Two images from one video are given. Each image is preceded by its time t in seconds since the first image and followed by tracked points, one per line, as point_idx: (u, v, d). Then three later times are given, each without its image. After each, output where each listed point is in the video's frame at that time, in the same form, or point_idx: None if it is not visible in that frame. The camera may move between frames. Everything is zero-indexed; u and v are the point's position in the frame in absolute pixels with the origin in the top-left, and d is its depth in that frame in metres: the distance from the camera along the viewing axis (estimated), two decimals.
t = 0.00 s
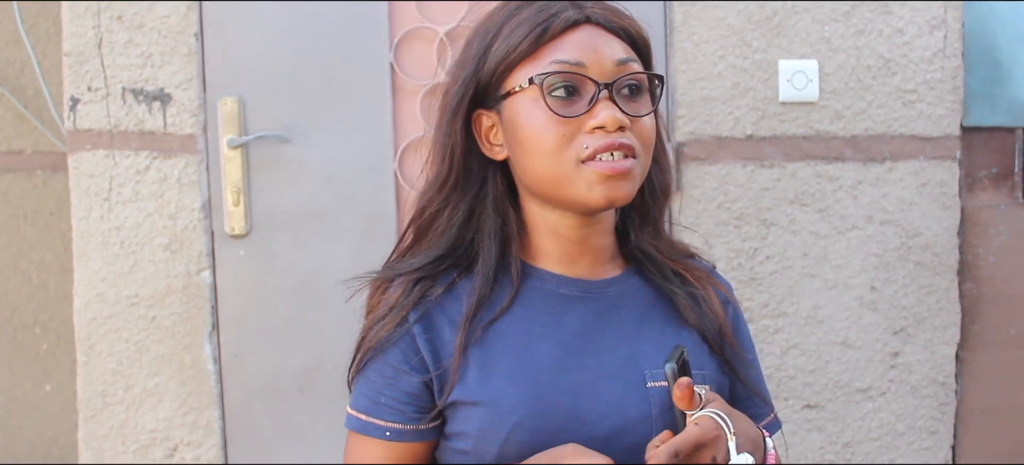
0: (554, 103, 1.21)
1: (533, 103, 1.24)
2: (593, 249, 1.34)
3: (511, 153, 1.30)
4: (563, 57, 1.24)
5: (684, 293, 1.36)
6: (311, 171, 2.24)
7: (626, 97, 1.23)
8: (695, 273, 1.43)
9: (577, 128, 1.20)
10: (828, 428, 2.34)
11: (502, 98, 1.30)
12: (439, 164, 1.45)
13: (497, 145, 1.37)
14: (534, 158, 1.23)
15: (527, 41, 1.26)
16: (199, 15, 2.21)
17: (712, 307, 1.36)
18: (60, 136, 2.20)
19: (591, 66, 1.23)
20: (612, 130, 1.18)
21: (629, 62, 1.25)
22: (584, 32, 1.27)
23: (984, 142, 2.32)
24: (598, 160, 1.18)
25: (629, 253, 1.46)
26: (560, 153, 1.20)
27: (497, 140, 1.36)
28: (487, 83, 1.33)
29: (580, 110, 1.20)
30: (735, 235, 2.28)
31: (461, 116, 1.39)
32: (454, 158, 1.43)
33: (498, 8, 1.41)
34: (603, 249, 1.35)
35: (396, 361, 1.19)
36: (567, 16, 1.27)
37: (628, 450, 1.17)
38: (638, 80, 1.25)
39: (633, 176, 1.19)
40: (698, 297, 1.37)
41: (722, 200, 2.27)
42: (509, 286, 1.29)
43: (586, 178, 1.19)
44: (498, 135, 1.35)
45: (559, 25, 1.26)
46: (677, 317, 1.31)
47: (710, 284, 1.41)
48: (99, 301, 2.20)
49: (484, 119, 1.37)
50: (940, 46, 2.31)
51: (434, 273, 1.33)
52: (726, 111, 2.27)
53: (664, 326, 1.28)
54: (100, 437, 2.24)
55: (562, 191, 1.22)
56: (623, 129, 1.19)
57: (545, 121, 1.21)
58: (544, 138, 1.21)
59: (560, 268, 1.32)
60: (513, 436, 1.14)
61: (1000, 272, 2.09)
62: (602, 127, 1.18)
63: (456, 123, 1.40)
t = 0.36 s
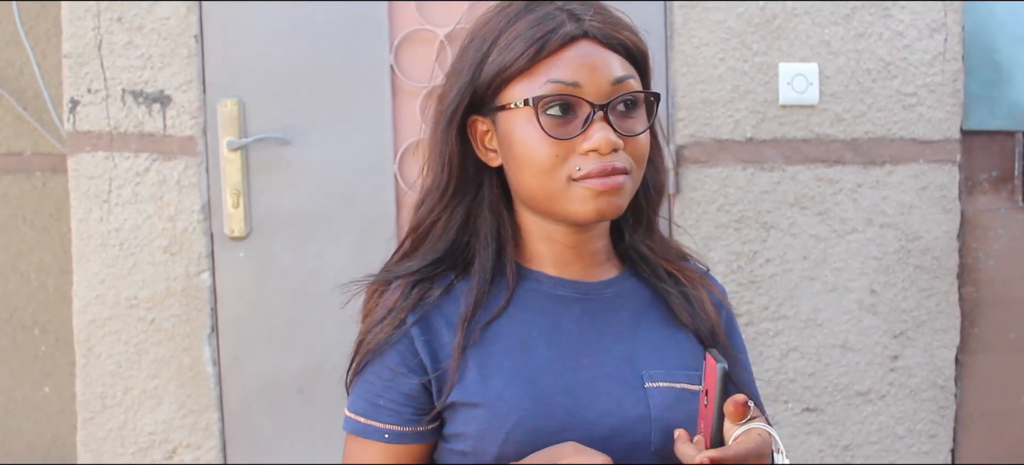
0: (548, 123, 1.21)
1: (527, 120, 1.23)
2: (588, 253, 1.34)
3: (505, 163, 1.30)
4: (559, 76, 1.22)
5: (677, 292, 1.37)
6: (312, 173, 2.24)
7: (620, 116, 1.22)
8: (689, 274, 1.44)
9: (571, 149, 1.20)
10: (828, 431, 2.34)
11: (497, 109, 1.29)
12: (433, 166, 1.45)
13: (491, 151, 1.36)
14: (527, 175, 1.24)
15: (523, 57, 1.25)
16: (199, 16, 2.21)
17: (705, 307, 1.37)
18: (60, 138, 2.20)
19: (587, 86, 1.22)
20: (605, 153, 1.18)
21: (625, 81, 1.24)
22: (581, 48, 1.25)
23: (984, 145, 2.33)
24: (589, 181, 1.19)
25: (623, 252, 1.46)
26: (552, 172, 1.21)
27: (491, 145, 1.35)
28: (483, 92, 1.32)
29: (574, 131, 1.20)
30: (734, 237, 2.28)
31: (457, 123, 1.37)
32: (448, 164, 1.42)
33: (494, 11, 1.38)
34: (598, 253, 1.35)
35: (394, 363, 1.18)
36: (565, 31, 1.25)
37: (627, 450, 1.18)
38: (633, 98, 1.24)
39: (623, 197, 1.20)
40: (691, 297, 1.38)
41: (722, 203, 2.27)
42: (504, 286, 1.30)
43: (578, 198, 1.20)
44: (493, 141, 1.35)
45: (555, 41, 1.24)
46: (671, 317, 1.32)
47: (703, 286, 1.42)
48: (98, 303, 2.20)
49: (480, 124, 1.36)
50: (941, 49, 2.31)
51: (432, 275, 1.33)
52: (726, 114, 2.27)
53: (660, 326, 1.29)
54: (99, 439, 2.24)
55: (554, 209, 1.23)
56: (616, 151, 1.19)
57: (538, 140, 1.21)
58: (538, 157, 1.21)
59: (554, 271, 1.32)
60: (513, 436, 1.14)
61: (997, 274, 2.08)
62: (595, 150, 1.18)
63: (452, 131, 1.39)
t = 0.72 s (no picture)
0: (531, 153, 1.19)
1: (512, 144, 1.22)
2: (582, 252, 1.32)
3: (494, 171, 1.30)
4: (546, 107, 1.19)
5: (670, 289, 1.37)
6: (312, 171, 2.24)
7: (607, 148, 1.20)
8: (682, 271, 1.44)
9: (553, 180, 1.19)
10: (828, 430, 2.34)
11: (487, 122, 1.27)
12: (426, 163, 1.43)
13: (485, 151, 1.33)
14: (511, 196, 1.24)
15: (512, 83, 1.21)
16: (198, 15, 2.20)
17: (698, 304, 1.38)
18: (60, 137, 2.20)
19: (573, 118, 1.18)
20: (585, 186, 1.18)
21: (615, 110, 1.20)
22: (573, 76, 1.20)
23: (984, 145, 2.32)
24: (568, 212, 1.19)
25: (618, 252, 1.46)
26: (533, 198, 1.21)
27: (485, 147, 1.32)
28: (474, 105, 1.29)
29: (557, 163, 1.18)
30: (734, 236, 2.28)
31: (450, 122, 1.35)
32: (441, 165, 1.40)
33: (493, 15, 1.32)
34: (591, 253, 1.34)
35: (394, 358, 1.18)
36: (556, 59, 1.20)
37: (625, 444, 1.18)
38: (622, 128, 1.21)
39: (602, 229, 1.21)
40: (684, 293, 1.38)
41: (722, 202, 2.27)
42: (499, 281, 1.30)
43: (557, 226, 1.21)
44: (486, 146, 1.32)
45: (544, 71, 1.19)
46: (665, 313, 1.33)
47: (696, 283, 1.43)
48: (98, 302, 2.20)
49: (474, 127, 1.33)
50: (941, 47, 2.31)
51: (430, 270, 1.33)
52: (726, 112, 2.27)
53: (655, 323, 1.30)
54: (98, 437, 2.24)
55: (536, 229, 1.24)
56: (597, 183, 1.18)
57: (522, 168, 1.21)
58: (520, 182, 1.21)
59: (547, 268, 1.31)
60: (512, 430, 1.15)
61: (997, 273, 2.08)
62: (575, 183, 1.17)
63: (445, 129, 1.37)
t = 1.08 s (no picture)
0: (529, 125, 1.22)
1: (510, 122, 1.24)
2: (574, 251, 1.34)
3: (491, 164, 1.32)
4: (540, 80, 1.22)
5: (666, 291, 1.37)
6: (312, 171, 2.24)
7: (602, 119, 1.22)
8: (679, 271, 1.44)
9: (551, 151, 1.21)
10: (828, 428, 2.34)
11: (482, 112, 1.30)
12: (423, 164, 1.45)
13: (480, 150, 1.36)
14: (510, 176, 1.25)
15: (505, 60, 1.25)
16: (199, 14, 2.20)
17: (693, 305, 1.38)
18: (60, 136, 2.19)
19: (568, 88, 1.21)
20: (584, 155, 1.19)
21: (608, 81, 1.23)
22: (564, 50, 1.24)
23: (984, 143, 2.33)
24: (569, 183, 1.20)
25: (614, 255, 1.46)
26: (533, 174, 1.22)
27: (480, 145, 1.35)
28: (470, 93, 1.32)
29: (555, 133, 1.20)
30: (735, 235, 2.27)
31: (447, 120, 1.37)
32: (436, 164, 1.42)
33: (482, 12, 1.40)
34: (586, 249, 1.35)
35: (388, 358, 1.19)
36: (546, 33, 1.25)
37: (618, 442, 1.19)
38: (616, 99, 1.24)
39: (604, 197, 1.21)
40: (680, 295, 1.38)
41: (722, 201, 2.27)
42: (496, 285, 1.30)
43: (557, 198, 1.21)
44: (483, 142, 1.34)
45: (536, 44, 1.24)
46: (660, 316, 1.33)
47: (693, 283, 1.42)
48: (99, 301, 2.20)
49: (469, 125, 1.36)
50: (941, 46, 2.31)
51: (425, 270, 1.34)
52: (727, 111, 2.27)
53: (648, 323, 1.30)
54: (99, 436, 2.24)
55: (536, 208, 1.24)
56: (596, 152, 1.19)
57: (520, 143, 1.22)
58: (520, 159, 1.23)
59: (543, 268, 1.32)
60: (505, 430, 1.15)
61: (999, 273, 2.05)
62: (575, 151, 1.18)
63: (441, 128, 1.39)
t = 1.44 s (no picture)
0: (522, 126, 1.22)
1: (503, 121, 1.25)
2: (567, 245, 1.35)
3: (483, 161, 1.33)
4: (535, 81, 1.23)
5: (654, 283, 1.39)
6: (312, 169, 2.24)
7: (594, 122, 1.23)
8: (666, 267, 1.46)
9: (543, 152, 1.21)
10: (828, 427, 2.34)
11: (476, 109, 1.31)
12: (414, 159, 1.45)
13: (473, 146, 1.36)
14: (502, 175, 1.26)
15: (499, 61, 1.26)
16: (200, 13, 2.21)
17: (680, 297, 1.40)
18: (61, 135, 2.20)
19: (562, 91, 1.22)
20: (575, 157, 1.20)
21: (600, 86, 1.25)
22: (558, 53, 1.25)
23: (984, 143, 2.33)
24: (559, 183, 1.21)
25: (603, 249, 1.47)
26: (524, 173, 1.23)
27: (473, 141, 1.35)
28: (463, 92, 1.33)
29: (547, 134, 1.21)
30: (735, 234, 2.28)
31: (438, 116, 1.37)
32: (427, 159, 1.43)
33: (477, 11, 1.39)
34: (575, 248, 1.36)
35: (380, 351, 1.20)
36: (542, 36, 1.25)
37: (608, 434, 1.19)
38: (608, 103, 1.25)
39: (593, 200, 1.22)
40: (668, 286, 1.41)
41: (722, 200, 2.27)
42: (486, 275, 1.32)
43: (547, 197, 1.22)
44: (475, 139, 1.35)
45: (531, 47, 1.24)
46: (649, 309, 1.34)
47: (679, 278, 1.45)
48: (100, 300, 2.21)
49: (462, 121, 1.36)
50: (942, 45, 2.31)
51: (417, 265, 1.34)
52: (727, 110, 2.27)
53: (638, 316, 1.31)
54: (101, 435, 2.25)
55: (526, 207, 1.25)
56: (586, 155, 1.20)
57: (512, 142, 1.23)
58: (511, 158, 1.24)
59: (531, 260, 1.33)
60: (496, 420, 1.16)
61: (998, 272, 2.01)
62: (566, 153, 1.20)
63: (431, 124, 1.39)
